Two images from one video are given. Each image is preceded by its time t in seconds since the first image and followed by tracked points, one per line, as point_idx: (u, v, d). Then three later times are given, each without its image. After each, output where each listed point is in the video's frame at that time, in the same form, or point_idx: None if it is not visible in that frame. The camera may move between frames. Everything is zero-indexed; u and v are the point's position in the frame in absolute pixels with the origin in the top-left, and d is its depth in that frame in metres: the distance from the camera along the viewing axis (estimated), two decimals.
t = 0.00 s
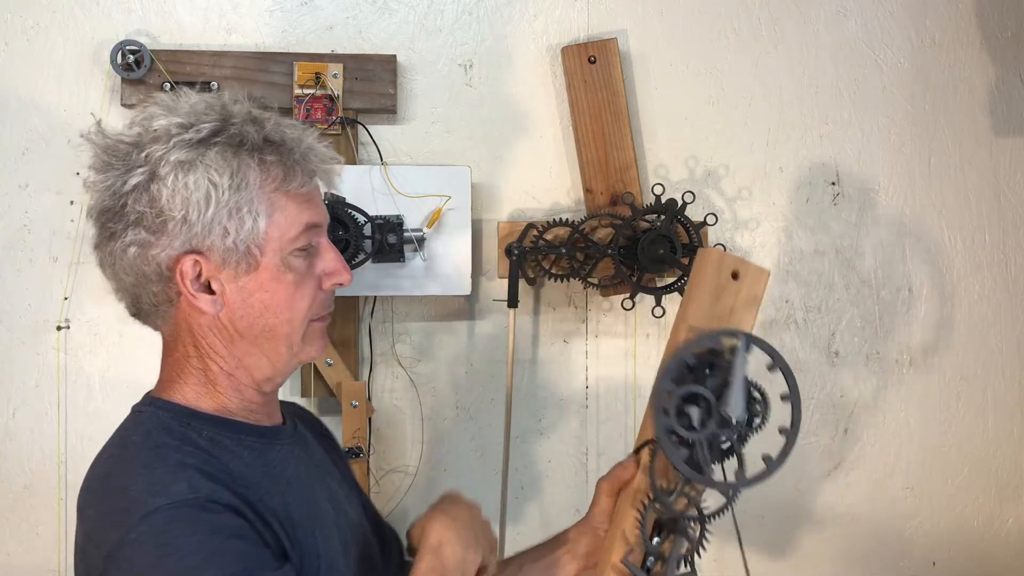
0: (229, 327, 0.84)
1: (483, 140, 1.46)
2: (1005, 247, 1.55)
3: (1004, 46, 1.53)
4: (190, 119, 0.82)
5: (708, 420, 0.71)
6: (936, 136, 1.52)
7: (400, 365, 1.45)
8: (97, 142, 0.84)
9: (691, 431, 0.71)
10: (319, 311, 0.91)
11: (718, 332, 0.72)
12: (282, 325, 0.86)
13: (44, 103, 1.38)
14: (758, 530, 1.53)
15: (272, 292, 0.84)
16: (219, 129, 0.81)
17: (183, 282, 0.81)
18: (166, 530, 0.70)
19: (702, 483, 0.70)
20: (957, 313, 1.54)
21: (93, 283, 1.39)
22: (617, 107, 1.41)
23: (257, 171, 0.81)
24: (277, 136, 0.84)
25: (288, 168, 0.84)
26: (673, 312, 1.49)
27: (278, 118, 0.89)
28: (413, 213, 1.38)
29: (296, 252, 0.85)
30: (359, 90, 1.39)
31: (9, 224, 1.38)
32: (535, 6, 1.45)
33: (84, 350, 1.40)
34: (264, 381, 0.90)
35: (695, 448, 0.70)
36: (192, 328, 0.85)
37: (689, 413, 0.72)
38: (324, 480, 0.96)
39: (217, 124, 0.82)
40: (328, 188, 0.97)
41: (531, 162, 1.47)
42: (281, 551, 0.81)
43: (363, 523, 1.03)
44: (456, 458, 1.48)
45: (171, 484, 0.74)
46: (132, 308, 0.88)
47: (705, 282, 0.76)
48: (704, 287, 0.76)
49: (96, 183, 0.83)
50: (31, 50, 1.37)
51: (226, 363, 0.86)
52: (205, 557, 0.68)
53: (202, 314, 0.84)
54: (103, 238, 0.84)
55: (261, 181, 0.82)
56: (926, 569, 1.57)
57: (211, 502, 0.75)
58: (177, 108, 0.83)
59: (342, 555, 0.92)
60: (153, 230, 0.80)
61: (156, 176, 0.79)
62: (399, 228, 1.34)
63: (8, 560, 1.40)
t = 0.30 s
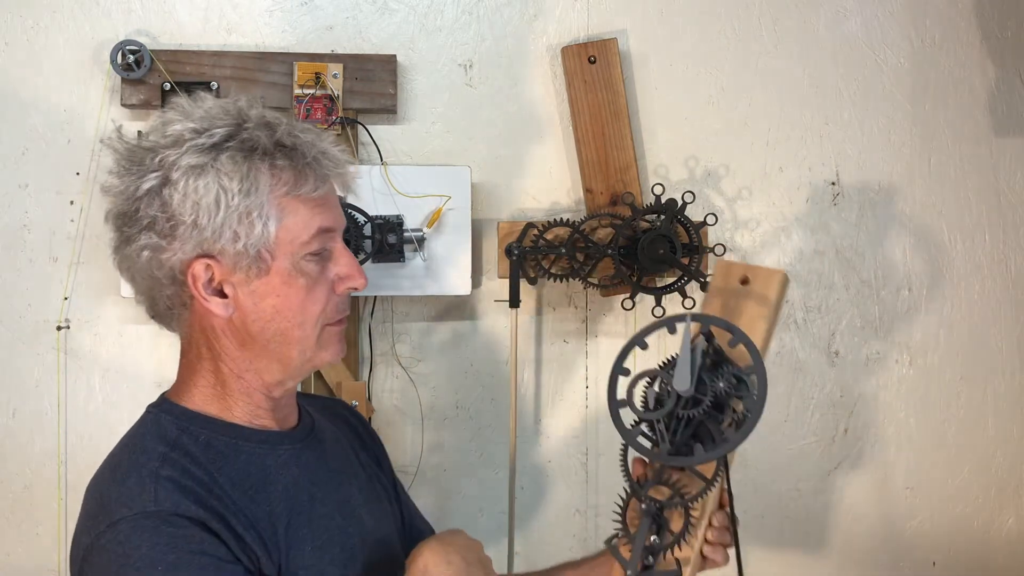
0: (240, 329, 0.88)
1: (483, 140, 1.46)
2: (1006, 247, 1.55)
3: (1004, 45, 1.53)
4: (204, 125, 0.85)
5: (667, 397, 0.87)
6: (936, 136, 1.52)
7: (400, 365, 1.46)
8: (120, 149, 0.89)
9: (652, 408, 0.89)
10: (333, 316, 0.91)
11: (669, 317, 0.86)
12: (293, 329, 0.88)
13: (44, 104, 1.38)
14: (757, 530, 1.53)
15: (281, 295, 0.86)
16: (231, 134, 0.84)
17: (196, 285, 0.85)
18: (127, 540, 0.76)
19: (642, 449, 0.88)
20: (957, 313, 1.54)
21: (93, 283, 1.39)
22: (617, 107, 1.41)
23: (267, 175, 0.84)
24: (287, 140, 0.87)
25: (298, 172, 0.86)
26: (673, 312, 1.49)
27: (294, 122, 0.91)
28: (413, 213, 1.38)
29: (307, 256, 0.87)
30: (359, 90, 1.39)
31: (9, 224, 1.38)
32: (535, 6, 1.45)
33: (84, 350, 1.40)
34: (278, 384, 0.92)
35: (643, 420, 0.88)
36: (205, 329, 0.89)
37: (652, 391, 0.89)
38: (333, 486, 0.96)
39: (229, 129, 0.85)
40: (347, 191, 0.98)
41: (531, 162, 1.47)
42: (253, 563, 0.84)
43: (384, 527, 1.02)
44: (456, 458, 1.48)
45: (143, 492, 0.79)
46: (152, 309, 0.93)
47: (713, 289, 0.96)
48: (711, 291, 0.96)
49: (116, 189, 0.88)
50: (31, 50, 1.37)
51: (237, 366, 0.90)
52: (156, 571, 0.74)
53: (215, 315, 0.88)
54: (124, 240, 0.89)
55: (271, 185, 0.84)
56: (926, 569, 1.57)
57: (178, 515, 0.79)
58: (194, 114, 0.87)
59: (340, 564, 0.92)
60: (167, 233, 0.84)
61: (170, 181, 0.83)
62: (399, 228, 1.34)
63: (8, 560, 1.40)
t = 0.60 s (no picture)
0: (251, 329, 0.88)
1: (483, 140, 1.46)
2: (1006, 246, 1.55)
3: (1004, 45, 1.53)
4: (224, 126, 0.85)
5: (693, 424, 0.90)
6: (936, 136, 1.52)
7: (400, 365, 1.46)
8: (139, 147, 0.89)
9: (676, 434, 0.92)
10: (342, 319, 0.92)
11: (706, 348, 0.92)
12: (304, 331, 0.88)
13: (44, 104, 1.38)
14: (757, 530, 1.53)
15: (294, 297, 0.86)
16: (250, 136, 0.85)
17: (210, 283, 0.85)
18: (133, 531, 0.76)
19: (663, 471, 0.90)
20: (958, 313, 1.54)
21: (93, 283, 1.39)
22: (617, 107, 1.41)
23: (284, 179, 0.84)
24: (306, 145, 0.87)
25: (314, 176, 0.86)
26: (673, 312, 1.49)
27: (311, 127, 0.92)
28: (413, 213, 1.38)
29: (320, 259, 0.87)
30: (358, 90, 1.39)
31: (9, 225, 1.38)
32: (535, 6, 1.45)
33: (84, 350, 1.40)
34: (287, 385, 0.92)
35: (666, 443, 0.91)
36: (217, 327, 0.89)
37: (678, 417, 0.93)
38: (340, 485, 0.97)
39: (249, 132, 0.85)
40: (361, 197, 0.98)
41: (531, 161, 1.47)
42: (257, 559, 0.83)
43: (387, 527, 1.02)
44: (456, 458, 1.48)
45: (148, 486, 0.80)
46: (165, 306, 0.93)
47: (758, 333, 1.00)
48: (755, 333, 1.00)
49: (134, 185, 0.88)
50: (31, 50, 1.37)
51: (246, 365, 0.89)
52: (162, 560, 0.74)
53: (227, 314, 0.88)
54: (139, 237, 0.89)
55: (287, 188, 0.84)
56: (927, 569, 1.57)
57: (183, 508, 0.79)
58: (214, 116, 0.87)
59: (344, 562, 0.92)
60: (183, 232, 0.84)
61: (188, 180, 0.83)
62: (399, 228, 1.34)
63: (8, 561, 1.40)
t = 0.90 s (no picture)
0: (267, 329, 0.87)
1: (483, 140, 1.46)
2: (1006, 246, 1.55)
3: (1004, 45, 1.53)
4: (227, 127, 0.85)
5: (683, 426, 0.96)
6: (936, 136, 1.52)
7: (400, 365, 1.46)
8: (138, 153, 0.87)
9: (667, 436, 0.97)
10: (352, 313, 0.93)
11: (694, 349, 0.97)
12: (319, 327, 0.89)
13: (44, 103, 1.38)
14: (757, 530, 1.53)
15: (310, 294, 0.87)
16: (256, 135, 0.84)
17: (226, 285, 0.84)
18: (153, 528, 0.75)
19: (655, 473, 0.96)
20: (958, 313, 1.54)
21: (92, 284, 1.39)
22: (617, 107, 1.41)
23: (296, 177, 0.84)
24: (312, 142, 0.87)
25: (324, 173, 0.87)
26: (673, 312, 1.49)
27: (309, 124, 0.92)
28: (413, 214, 1.38)
29: (333, 255, 0.88)
30: (358, 90, 1.39)
31: (9, 225, 1.38)
32: (535, 6, 1.45)
33: (84, 350, 1.40)
34: (297, 380, 0.93)
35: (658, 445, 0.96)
36: (230, 330, 0.88)
37: (669, 419, 0.98)
38: (345, 480, 0.97)
39: (255, 132, 0.85)
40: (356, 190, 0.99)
41: (530, 162, 1.47)
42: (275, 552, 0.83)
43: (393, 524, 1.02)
44: (456, 458, 1.48)
45: (164, 483, 0.79)
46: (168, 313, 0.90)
47: (748, 327, 1.05)
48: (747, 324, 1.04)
49: (137, 191, 0.85)
50: (31, 50, 1.37)
51: (261, 365, 0.89)
52: (189, 550, 0.74)
53: (241, 316, 0.87)
54: (143, 243, 0.86)
55: (299, 186, 0.85)
56: (926, 569, 1.57)
57: (202, 504, 0.79)
58: (214, 117, 0.86)
59: (354, 556, 0.93)
60: (197, 235, 0.83)
61: (199, 182, 0.82)
62: (399, 228, 1.34)
63: (8, 561, 1.40)
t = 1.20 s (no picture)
0: (296, 325, 0.87)
1: (483, 140, 1.46)
2: (1006, 246, 1.55)
3: (1004, 44, 1.53)
4: (253, 125, 0.85)
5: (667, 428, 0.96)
6: (936, 136, 1.52)
7: (400, 365, 1.46)
8: (158, 151, 0.84)
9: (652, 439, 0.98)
10: (364, 309, 0.95)
11: (677, 350, 0.98)
12: (343, 321, 0.90)
13: (44, 103, 1.38)
14: (758, 530, 1.53)
15: (339, 289, 0.88)
16: (282, 133, 0.86)
17: (262, 281, 0.84)
18: (182, 532, 0.75)
19: (639, 478, 0.95)
20: (958, 313, 1.54)
21: (93, 283, 1.39)
22: (617, 107, 1.42)
23: (325, 172, 0.86)
24: (334, 140, 0.90)
25: (347, 170, 0.89)
26: (673, 312, 1.49)
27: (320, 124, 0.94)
28: (414, 214, 1.38)
29: (352, 250, 0.90)
30: (359, 90, 1.39)
31: (9, 225, 1.38)
32: (535, 6, 1.45)
33: (84, 350, 1.40)
34: (316, 375, 0.93)
35: (643, 448, 0.96)
36: (258, 328, 0.87)
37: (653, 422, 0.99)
38: (349, 482, 0.98)
39: (279, 130, 0.86)
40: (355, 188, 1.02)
41: (530, 162, 1.47)
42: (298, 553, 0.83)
43: (390, 524, 1.03)
44: (456, 458, 1.48)
45: (188, 486, 0.79)
46: (188, 316, 0.88)
47: (736, 327, 1.05)
48: (734, 328, 1.05)
49: (164, 190, 0.83)
50: (31, 51, 1.37)
51: (285, 362, 0.89)
52: (217, 556, 0.74)
53: (271, 313, 0.86)
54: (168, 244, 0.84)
55: (328, 181, 0.86)
56: (926, 569, 1.57)
57: (229, 508, 0.78)
58: (235, 116, 0.86)
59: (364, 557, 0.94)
60: (232, 232, 0.82)
61: (237, 178, 0.81)
62: (399, 228, 1.34)
63: (8, 561, 1.40)
